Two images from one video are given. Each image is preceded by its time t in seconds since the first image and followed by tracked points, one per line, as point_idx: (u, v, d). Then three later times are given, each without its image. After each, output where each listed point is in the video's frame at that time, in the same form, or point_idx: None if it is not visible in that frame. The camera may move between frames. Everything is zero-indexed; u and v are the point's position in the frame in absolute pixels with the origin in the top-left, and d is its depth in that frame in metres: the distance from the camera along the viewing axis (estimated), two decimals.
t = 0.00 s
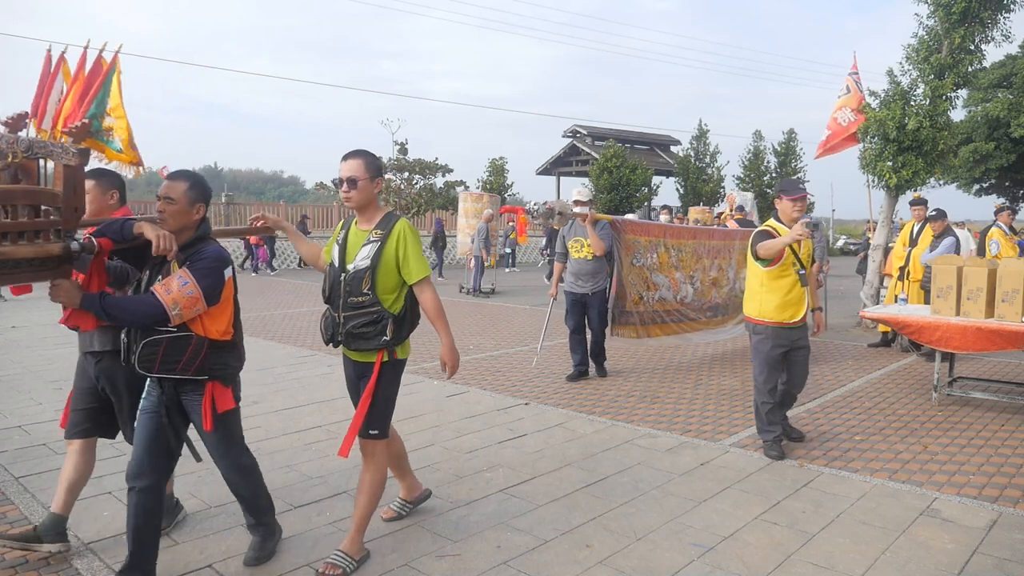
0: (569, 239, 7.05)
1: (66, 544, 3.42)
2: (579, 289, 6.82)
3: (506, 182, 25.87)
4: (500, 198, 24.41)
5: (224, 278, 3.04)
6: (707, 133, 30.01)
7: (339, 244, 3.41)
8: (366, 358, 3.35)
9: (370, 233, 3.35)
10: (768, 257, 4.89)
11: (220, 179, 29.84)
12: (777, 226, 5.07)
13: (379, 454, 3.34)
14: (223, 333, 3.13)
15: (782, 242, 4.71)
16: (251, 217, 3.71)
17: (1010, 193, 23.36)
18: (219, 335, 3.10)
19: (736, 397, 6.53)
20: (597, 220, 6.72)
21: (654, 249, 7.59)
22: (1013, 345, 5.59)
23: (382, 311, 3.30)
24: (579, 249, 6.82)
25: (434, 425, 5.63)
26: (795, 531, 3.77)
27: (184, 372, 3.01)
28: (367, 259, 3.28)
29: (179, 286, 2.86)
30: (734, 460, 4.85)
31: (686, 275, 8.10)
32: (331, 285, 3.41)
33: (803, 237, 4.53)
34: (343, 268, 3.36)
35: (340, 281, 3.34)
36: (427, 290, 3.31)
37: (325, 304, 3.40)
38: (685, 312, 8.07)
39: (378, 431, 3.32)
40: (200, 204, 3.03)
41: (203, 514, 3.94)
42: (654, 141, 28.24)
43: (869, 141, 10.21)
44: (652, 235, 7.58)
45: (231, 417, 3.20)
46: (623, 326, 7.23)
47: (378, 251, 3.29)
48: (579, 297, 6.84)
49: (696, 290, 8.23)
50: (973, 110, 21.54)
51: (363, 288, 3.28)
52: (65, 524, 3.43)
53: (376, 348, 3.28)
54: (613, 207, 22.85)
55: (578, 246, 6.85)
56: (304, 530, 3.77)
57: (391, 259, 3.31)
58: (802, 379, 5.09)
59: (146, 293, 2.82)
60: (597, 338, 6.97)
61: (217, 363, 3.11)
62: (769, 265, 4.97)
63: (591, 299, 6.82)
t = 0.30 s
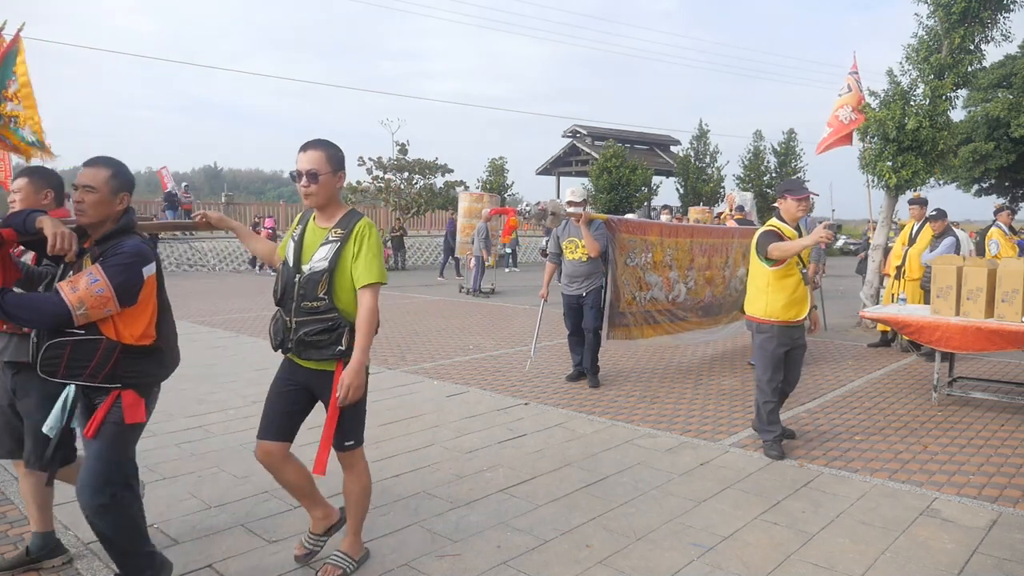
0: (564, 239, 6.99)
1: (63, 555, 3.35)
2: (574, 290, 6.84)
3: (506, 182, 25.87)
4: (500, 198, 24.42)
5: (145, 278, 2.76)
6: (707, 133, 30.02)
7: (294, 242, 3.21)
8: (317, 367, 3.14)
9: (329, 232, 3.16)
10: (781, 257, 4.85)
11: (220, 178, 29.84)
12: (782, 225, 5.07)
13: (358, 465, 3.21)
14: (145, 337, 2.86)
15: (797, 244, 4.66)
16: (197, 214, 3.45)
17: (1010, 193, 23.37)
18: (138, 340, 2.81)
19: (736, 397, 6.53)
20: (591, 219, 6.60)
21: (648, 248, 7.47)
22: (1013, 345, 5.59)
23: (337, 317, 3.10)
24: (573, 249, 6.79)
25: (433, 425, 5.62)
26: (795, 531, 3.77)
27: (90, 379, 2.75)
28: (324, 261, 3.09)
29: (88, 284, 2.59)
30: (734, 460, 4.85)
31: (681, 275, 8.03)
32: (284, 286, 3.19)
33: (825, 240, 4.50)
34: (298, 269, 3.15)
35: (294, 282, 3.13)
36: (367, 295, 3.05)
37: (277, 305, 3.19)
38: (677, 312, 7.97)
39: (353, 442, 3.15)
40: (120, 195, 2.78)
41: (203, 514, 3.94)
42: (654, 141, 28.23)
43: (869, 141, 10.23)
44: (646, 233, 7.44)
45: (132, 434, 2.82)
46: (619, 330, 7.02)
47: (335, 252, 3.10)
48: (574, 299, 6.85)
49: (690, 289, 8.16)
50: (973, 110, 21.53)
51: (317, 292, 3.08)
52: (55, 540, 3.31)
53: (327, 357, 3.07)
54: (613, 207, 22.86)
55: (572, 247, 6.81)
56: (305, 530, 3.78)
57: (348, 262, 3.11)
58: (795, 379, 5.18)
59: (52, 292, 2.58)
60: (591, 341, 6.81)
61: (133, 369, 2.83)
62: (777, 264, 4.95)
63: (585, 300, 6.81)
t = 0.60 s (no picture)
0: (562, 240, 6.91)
1: (63, 555, 3.35)
2: (574, 292, 6.72)
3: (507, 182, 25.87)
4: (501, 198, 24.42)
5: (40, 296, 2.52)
6: (708, 133, 30.01)
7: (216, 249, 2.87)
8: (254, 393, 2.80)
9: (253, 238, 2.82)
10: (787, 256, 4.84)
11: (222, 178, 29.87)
12: (784, 225, 5.05)
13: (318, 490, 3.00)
14: (44, 365, 2.61)
15: (804, 246, 4.63)
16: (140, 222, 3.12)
17: (1011, 193, 23.37)
18: (33, 368, 2.57)
19: (737, 397, 6.52)
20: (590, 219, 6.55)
21: (644, 249, 7.43)
22: (1014, 345, 5.58)
23: (264, 332, 2.77)
24: (572, 251, 6.70)
25: (434, 425, 5.62)
26: (796, 531, 3.76)
27: None
28: (248, 269, 2.75)
29: None
30: (735, 460, 4.85)
31: (677, 276, 8.00)
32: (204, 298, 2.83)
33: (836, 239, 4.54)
34: (219, 279, 2.80)
35: (214, 294, 2.77)
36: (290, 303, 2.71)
37: (196, 323, 2.83)
38: (669, 313, 7.92)
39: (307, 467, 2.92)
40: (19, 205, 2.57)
41: (204, 513, 3.94)
42: (655, 141, 28.22)
43: (871, 140, 10.23)
44: (644, 234, 7.39)
45: (23, 476, 2.55)
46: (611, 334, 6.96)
47: (259, 258, 2.76)
48: (573, 301, 6.74)
49: (685, 290, 8.12)
50: (974, 109, 21.54)
51: (241, 305, 2.73)
52: (53, 539, 3.31)
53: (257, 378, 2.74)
54: (614, 207, 22.86)
55: (571, 248, 6.72)
56: (305, 529, 3.78)
57: (274, 269, 2.77)
58: (795, 377, 5.19)
59: None
60: (587, 344, 6.69)
61: (28, 403, 2.58)
62: (782, 264, 4.94)
63: (586, 302, 6.72)
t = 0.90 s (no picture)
0: (556, 241, 6.66)
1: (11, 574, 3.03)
2: (572, 295, 6.46)
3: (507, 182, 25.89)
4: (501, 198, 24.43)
5: None
6: (708, 133, 30.02)
7: (121, 251, 2.67)
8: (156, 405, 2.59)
9: (158, 235, 2.59)
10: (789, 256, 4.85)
11: (221, 178, 29.87)
12: (784, 225, 5.06)
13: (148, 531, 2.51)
14: None
15: (808, 246, 4.65)
16: (65, 211, 3.04)
17: (1011, 192, 23.38)
18: None
19: (737, 397, 6.52)
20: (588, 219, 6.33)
21: (640, 249, 7.40)
22: (1014, 345, 5.58)
23: (173, 338, 2.55)
24: (568, 252, 6.46)
25: (434, 425, 5.62)
26: (795, 531, 3.76)
27: None
28: (151, 270, 2.53)
29: None
30: (735, 460, 4.85)
31: (672, 276, 7.99)
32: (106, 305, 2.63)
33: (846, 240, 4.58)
34: (122, 283, 2.60)
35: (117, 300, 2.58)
36: (234, 314, 2.54)
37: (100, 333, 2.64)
38: (666, 315, 7.90)
39: (141, 496, 2.47)
40: None
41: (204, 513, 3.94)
42: (655, 140, 28.21)
43: (871, 140, 10.23)
44: (639, 234, 7.35)
45: None
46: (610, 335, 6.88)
47: (164, 258, 2.53)
48: (571, 305, 6.46)
49: (681, 291, 8.11)
50: (974, 109, 21.56)
51: (141, 310, 2.52)
52: None
53: (159, 393, 2.54)
54: (613, 206, 22.87)
55: (567, 250, 6.48)
56: (304, 529, 3.77)
57: (180, 272, 2.53)
58: (792, 376, 5.21)
59: None
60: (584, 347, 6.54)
61: None
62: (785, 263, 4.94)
63: (584, 305, 6.47)
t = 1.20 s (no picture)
0: (544, 242, 6.48)
1: None
2: (559, 297, 6.32)
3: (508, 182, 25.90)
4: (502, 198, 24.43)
5: None
6: (709, 133, 30.02)
7: None
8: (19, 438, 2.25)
9: (32, 247, 2.20)
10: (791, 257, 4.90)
11: (222, 178, 29.89)
12: (783, 224, 5.08)
13: None
14: None
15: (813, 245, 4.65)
16: None
17: (1013, 192, 23.38)
18: None
19: (738, 397, 6.51)
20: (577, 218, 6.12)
21: (635, 250, 7.24)
22: (1015, 345, 5.58)
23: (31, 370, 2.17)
24: (557, 253, 6.31)
25: (435, 425, 5.62)
26: (796, 531, 3.76)
27: None
28: (16, 288, 2.15)
29: None
30: (736, 460, 4.84)
31: (668, 279, 7.85)
32: None
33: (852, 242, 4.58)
34: None
35: None
36: (116, 344, 2.17)
37: None
38: (664, 319, 7.76)
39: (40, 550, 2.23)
40: None
41: (205, 513, 3.94)
42: (656, 140, 28.20)
43: (872, 140, 10.22)
44: (634, 236, 7.20)
45: None
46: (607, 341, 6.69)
47: (32, 275, 2.14)
48: (558, 307, 6.31)
49: (677, 294, 7.98)
50: (975, 109, 21.53)
51: None
52: None
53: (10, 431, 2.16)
54: (614, 206, 22.87)
55: (556, 250, 6.32)
56: (305, 529, 3.77)
57: (50, 292, 2.16)
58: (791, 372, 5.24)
59: None
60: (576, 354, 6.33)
61: None
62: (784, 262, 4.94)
63: (573, 308, 6.31)
